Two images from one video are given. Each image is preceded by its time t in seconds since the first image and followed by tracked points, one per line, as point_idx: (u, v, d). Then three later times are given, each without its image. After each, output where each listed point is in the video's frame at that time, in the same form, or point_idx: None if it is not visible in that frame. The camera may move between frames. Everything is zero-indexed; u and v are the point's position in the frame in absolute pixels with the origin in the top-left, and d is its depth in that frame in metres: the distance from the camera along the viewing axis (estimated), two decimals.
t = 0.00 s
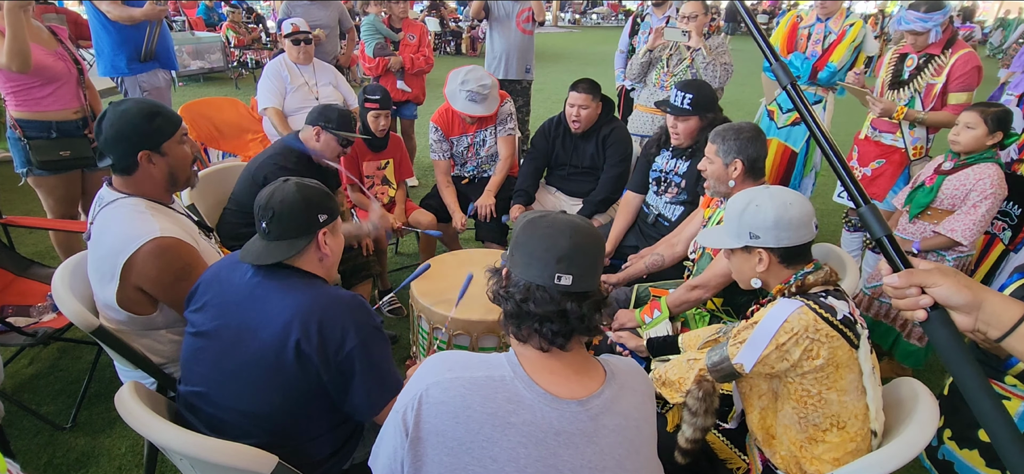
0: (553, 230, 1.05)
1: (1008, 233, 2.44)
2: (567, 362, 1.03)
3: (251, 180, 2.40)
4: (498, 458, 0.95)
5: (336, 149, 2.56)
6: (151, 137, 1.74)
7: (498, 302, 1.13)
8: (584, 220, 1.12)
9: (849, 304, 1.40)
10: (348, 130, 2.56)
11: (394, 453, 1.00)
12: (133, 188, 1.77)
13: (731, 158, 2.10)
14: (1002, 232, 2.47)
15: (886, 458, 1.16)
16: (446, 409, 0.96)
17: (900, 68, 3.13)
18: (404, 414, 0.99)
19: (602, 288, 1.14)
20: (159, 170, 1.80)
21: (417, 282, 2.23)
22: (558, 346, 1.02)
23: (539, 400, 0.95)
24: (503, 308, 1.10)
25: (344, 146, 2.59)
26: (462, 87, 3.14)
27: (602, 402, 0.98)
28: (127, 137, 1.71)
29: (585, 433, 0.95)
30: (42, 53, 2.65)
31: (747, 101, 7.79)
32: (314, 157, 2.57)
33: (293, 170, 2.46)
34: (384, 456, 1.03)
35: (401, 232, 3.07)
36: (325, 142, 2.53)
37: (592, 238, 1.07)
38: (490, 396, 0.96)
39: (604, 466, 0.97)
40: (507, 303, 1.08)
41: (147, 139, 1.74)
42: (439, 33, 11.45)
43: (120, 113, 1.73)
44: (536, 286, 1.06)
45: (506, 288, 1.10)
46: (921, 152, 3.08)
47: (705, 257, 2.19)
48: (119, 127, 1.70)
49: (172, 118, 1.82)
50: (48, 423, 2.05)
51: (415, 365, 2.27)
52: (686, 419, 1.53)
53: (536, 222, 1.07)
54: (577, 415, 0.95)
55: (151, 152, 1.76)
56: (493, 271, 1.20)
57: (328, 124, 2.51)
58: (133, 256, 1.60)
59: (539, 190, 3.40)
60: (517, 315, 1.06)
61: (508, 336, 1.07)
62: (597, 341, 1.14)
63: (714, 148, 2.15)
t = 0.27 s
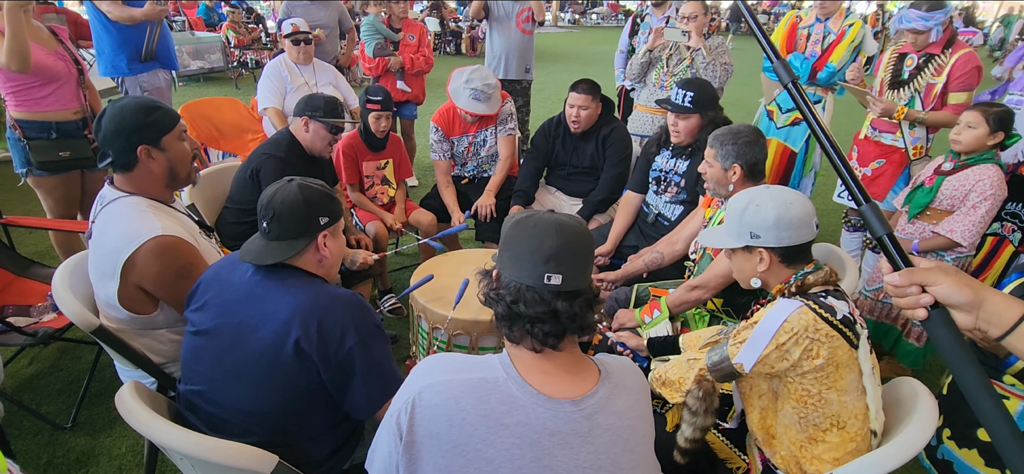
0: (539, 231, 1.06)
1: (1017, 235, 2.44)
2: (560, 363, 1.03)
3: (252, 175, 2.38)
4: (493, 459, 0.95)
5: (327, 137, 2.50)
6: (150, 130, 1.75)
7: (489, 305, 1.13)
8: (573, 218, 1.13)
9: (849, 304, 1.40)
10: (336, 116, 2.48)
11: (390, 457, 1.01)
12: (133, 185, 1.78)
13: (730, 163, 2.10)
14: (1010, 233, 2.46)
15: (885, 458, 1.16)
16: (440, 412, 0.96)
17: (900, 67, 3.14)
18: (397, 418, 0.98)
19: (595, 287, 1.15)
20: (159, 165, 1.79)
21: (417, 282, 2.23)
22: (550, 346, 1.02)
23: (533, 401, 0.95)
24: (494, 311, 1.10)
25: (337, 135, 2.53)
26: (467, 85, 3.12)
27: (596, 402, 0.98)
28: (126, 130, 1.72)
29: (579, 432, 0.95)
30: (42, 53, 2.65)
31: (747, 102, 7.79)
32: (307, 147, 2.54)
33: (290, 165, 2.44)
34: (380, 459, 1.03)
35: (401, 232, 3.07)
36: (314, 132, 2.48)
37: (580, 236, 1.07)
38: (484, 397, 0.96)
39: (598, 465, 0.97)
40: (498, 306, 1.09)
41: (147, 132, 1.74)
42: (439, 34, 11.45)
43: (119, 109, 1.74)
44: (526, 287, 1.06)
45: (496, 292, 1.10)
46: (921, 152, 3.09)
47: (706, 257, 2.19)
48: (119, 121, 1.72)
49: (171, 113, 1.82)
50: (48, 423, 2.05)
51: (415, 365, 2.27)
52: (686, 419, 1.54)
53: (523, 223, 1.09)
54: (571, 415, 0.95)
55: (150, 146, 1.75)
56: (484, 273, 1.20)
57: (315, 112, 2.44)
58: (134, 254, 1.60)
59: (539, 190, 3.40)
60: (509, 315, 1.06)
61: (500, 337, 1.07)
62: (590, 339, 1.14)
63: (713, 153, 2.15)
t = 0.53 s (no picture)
0: (529, 231, 1.05)
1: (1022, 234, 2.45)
2: (555, 362, 1.03)
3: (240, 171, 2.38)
4: (487, 459, 0.95)
5: (312, 131, 2.49)
6: (149, 126, 1.76)
7: (482, 305, 1.15)
8: (564, 216, 1.12)
9: (847, 303, 1.40)
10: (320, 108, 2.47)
11: (386, 458, 1.01)
12: (133, 183, 1.78)
13: (728, 167, 2.10)
14: (1015, 233, 2.48)
15: (883, 457, 1.17)
16: (434, 412, 0.96)
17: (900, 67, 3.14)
18: (393, 418, 0.99)
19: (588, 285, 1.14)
20: (159, 161, 1.80)
21: (417, 282, 2.23)
22: (543, 345, 1.03)
23: (527, 400, 0.96)
24: (487, 311, 1.12)
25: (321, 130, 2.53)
26: (470, 83, 3.13)
27: (591, 401, 0.98)
28: (126, 126, 1.73)
29: (574, 432, 0.96)
30: (43, 54, 2.66)
31: (747, 102, 7.80)
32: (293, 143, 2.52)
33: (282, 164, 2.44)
34: (377, 459, 1.03)
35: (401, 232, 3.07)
36: (299, 127, 2.47)
37: (572, 235, 1.07)
38: (478, 397, 0.96)
39: (592, 465, 0.97)
40: (491, 307, 1.10)
41: (146, 129, 1.76)
42: (439, 34, 11.46)
43: (119, 106, 1.76)
44: (519, 289, 1.06)
45: (489, 292, 1.11)
46: (921, 152, 3.09)
47: (706, 257, 2.19)
48: (118, 117, 1.73)
49: (171, 110, 1.84)
50: (48, 423, 2.06)
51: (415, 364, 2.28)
52: (686, 419, 1.54)
53: (514, 222, 1.08)
54: (565, 414, 0.96)
55: (149, 142, 1.76)
56: (478, 274, 1.21)
57: (299, 106, 2.43)
58: (134, 253, 1.60)
59: (539, 190, 3.41)
60: (501, 318, 1.07)
61: (495, 339, 1.08)
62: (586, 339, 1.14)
63: (710, 158, 2.16)
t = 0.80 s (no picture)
0: (530, 231, 1.06)
1: (1016, 232, 2.46)
2: (555, 361, 1.03)
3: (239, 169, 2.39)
4: (486, 459, 0.96)
5: (310, 133, 2.47)
6: (149, 124, 1.77)
7: (481, 303, 1.15)
8: (565, 217, 1.13)
9: (847, 303, 1.41)
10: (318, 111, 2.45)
11: (386, 457, 1.01)
12: (134, 183, 1.78)
13: (727, 167, 2.11)
14: (1010, 231, 2.49)
15: (883, 457, 1.17)
16: (434, 412, 0.97)
17: (900, 68, 3.14)
18: (392, 418, 0.99)
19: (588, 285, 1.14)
20: (159, 158, 1.80)
21: (417, 282, 2.24)
22: (542, 345, 1.03)
23: (526, 400, 0.96)
24: (486, 309, 1.12)
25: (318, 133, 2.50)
26: (475, 90, 3.13)
27: (590, 401, 0.98)
28: (126, 123, 1.73)
29: (573, 432, 0.96)
30: (45, 54, 2.66)
31: (747, 102, 7.80)
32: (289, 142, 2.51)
33: (273, 162, 2.44)
34: (377, 458, 1.04)
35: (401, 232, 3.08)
36: (297, 129, 2.45)
37: (572, 237, 1.08)
38: (477, 398, 0.96)
39: (591, 465, 0.97)
40: (490, 306, 1.11)
41: (145, 126, 1.76)
42: (439, 34, 11.46)
43: (121, 104, 1.77)
44: (518, 288, 1.07)
45: (489, 290, 1.12)
46: (921, 152, 3.09)
47: (706, 257, 2.19)
48: (118, 115, 1.73)
49: (172, 108, 1.85)
50: (49, 423, 2.06)
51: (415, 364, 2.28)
52: (686, 419, 1.54)
53: (516, 222, 1.09)
54: (564, 414, 0.96)
55: (150, 139, 1.77)
56: (480, 274, 1.22)
57: (297, 108, 2.41)
58: (134, 252, 1.61)
59: (539, 190, 3.41)
60: (500, 316, 1.08)
61: (495, 339, 1.09)
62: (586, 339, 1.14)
63: (709, 159, 2.16)
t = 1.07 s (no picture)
0: (540, 233, 1.05)
1: (1005, 230, 2.46)
2: (559, 363, 1.03)
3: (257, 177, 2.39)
4: (489, 459, 0.96)
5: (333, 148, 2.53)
6: (150, 123, 1.77)
7: (490, 302, 1.14)
8: (577, 218, 1.11)
9: (847, 303, 1.41)
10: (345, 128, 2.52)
11: (388, 455, 1.01)
12: (136, 184, 1.78)
13: (725, 165, 2.11)
14: (1000, 229, 2.48)
15: (884, 458, 1.17)
16: (437, 411, 0.97)
17: (899, 68, 3.14)
18: (397, 415, 0.99)
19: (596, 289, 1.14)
20: (159, 158, 1.80)
21: (417, 283, 2.24)
22: (549, 348, 1.03)
23: (529, 401, 0.96)
24: (496, 309, 1.11)
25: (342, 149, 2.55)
26: (476, 87, 3.12)
27: (595, 402, 0.99)
28: (125, 122, 1.73)
29: (577, 433, 0.96)
30: (44, 54, 2.66)
31: (746, 102, 7.81)
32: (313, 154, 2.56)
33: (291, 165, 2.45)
34: (379, 457, 1.03)
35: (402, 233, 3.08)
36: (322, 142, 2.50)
37: (584, 239, 1.06)
38: (481, 397, 0.96)
39: (594, 466, 0.97)
40: (498, 306, 1.10)
41: (145, 126, 1.76)
42: (439, 34, 11.47)
43: (119, 103, 1.76)
44: (527, 290, 1.06)
45: (497, 290, 1.11)
46: (921, 153, 3.08)
47: (706, 257, 2.19)
48: (117, 114, 1.73)
49: (170, 108, 1.85)
50: (49, 423, 2.06)
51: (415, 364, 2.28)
52: (686, 419, 1.54)
53: (528, 222, 1.07)
54: (568, 415, 0.96)
55: (149, 138, 1.77)
56: (487, 271, 1.21)
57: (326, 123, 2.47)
58: (134, 252, 1.61)
59: (539, 190, 3.41)
60: (508, 316, 1.07)
61: (501, 339, 1.08)
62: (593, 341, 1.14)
63: (707, 159, 2.16)
